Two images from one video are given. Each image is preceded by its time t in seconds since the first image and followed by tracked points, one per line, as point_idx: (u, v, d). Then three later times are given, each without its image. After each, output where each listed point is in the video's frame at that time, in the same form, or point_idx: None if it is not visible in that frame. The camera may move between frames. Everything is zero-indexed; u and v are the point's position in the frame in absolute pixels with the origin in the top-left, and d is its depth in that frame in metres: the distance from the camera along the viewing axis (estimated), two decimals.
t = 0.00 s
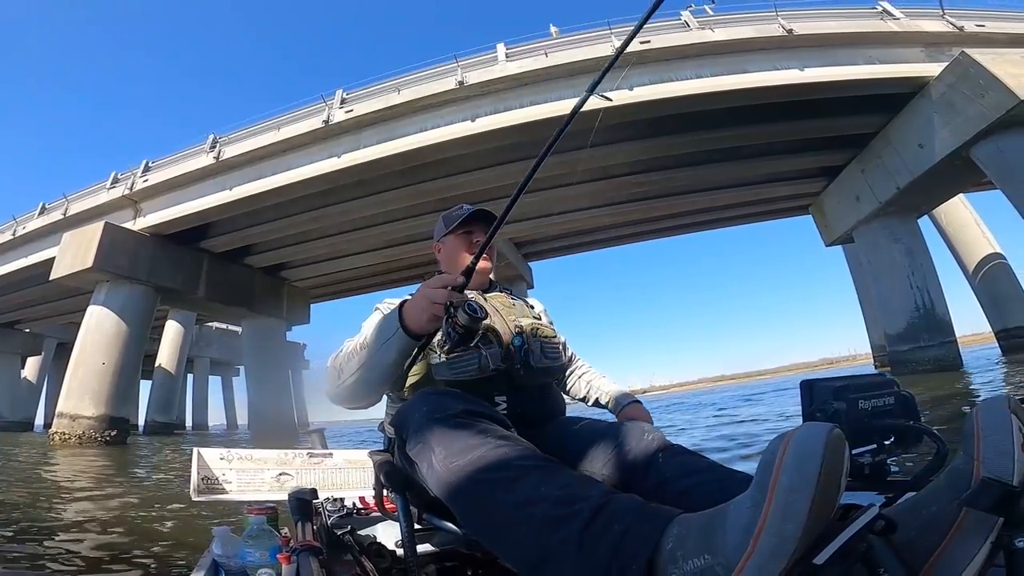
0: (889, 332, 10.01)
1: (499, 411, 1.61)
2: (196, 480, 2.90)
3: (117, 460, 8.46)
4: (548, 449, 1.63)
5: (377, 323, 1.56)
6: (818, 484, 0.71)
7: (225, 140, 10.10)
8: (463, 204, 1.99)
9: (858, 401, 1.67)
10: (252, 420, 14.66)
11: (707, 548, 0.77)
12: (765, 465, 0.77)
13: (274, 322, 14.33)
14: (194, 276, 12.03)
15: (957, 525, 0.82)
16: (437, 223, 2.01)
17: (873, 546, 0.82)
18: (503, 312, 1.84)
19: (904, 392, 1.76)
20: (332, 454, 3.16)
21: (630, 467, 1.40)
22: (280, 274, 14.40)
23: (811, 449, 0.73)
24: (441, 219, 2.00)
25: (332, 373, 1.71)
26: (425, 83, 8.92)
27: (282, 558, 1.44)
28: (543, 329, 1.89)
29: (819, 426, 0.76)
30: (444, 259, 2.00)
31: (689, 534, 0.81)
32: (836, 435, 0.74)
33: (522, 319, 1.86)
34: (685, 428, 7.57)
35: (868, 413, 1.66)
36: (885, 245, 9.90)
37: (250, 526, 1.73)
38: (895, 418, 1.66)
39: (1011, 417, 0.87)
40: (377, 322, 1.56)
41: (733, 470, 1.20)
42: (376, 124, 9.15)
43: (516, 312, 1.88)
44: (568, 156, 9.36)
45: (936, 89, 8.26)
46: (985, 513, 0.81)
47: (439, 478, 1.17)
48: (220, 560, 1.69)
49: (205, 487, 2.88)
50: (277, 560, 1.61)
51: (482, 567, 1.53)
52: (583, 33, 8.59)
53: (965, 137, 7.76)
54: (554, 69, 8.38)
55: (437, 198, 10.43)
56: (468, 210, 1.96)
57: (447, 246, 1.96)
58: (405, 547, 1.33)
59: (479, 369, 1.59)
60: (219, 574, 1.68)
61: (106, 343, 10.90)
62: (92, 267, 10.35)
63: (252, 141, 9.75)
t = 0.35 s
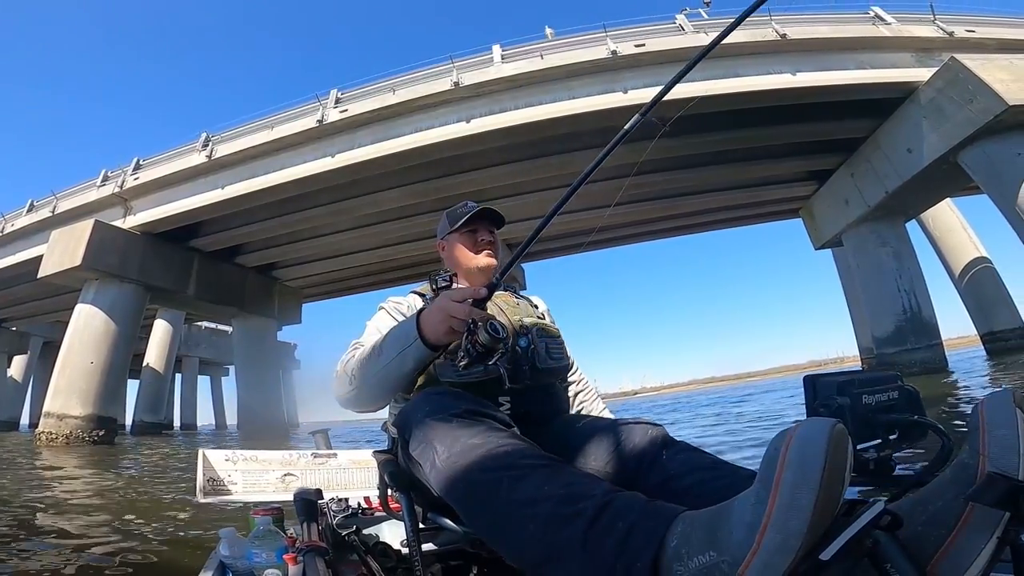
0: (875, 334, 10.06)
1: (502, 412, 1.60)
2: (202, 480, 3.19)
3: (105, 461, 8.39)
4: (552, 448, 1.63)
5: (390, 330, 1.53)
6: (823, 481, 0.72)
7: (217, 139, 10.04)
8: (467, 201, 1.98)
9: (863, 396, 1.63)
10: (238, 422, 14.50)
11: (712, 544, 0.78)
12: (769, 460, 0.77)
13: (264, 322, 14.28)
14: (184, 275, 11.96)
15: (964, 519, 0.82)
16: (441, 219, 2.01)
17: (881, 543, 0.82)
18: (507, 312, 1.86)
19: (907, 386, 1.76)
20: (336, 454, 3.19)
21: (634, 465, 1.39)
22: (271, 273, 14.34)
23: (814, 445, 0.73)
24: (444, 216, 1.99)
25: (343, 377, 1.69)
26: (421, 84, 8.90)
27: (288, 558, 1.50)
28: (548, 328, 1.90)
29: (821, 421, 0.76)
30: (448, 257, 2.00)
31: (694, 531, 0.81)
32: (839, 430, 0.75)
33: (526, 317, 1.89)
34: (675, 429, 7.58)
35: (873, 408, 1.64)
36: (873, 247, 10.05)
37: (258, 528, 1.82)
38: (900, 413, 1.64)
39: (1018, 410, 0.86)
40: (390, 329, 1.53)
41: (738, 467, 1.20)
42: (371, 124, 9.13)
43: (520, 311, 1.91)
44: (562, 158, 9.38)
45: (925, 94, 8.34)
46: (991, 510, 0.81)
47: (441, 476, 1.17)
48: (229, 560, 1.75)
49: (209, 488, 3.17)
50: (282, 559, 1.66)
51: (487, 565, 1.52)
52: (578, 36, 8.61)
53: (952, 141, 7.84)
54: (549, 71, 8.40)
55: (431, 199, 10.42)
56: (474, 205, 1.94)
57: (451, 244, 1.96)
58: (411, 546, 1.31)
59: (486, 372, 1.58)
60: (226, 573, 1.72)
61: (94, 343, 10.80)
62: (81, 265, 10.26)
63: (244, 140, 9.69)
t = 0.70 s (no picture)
0: (862, 337, 10.20)
1: (501, 415, 1.57)
2: (201, 480, 2.98)
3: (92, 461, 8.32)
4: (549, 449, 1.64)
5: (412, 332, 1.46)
6: (824, 483, 0.72)
7: (209, 138, 9.97)
8: (458, 201, 1.96)
9: (864, 399, 1.66)
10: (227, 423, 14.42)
11: (710, 549, 0.78)
12: (770, 463, 0.78)
13: (255, 322, 14.21)
14: (173, 275, 11.88)
15: (965, 524, 0.83)
16: (434, 221, 2.00)
17: (878, 546, 0.82)
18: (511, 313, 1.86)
19: (907, 390, 1.78)
20: (336, 454, 3.26)
21: (634, 469, 1.40)
22: (262, 273, 14.26)
23: (815, 450, 0.74)
24: (436, 218, 1.99)
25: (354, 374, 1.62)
26: (415, 85, 8.90)
27: (287, 558, 1.52)
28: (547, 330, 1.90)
29: (823, 424, 0.76)
30: (443, 258, 1.99)
31: (691, 533, 0.81)
32: (841, 433, 0.75)
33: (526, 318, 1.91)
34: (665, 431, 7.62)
35: (874, 411, 1.66)
36: (861, 253, 10.18)
37: (256, 528, 1.82)
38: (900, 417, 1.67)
39: (1020, 415, 0.86)
40: (414, 330, 1.46)
41: (737, 470, 1.20)
42: (365, 125, 9.11)
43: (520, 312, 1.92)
44: (555, 160, 9.43)
45: (913, 99, 8.43)
46: (993, 513, 0.81)
47: (437, 476, 1.16)
48: (228, 559, 1.74)
49: (210, 488, 2.97)
50: (282, 558, 1.67)
51: (485, 567, 1.52)
52: (573, 39, 8.65)
53: (939, 147, 7.95)
54: (543, 74, 8.43)
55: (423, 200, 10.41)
56: (466, 206, 1.94)
57: (445, 246, 1.95)
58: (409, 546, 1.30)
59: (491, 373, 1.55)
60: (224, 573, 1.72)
61: (82, 342, 10.70)
62: (69, 264, 10.14)
63: (236, 139, 9.64)
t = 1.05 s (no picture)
0: (850, 340, 10.28)
1: (502, 417, 1.54)
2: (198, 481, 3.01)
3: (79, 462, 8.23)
4: (552, 449, 1.61)
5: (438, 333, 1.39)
6: (827, 483, 0.72)
7: (200, 136, 9.90)
8: (458, 200, 1.96)
9: (861, 399, 1.65)
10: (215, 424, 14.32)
11: (711, 547, 0.78)
12: (772, 463, 0.78)
13: (244, 323, 14.14)
14: (161, 274, 11.79)
15: (961, 523, 0.83)
16: (433, 219, 2.01)
17: (877, 546, 0.83)
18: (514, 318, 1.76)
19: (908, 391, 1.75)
20: (334, 454, 3.27)
21: (636, 469, 1.39)
22: (252, 273, 14.16)
23: (819, 450, 0.74)
24: (435, 216, 1.99)
25: (363, 373, 1.53)
26: (409, 85, 8.89)
27: (284, 559, 1.53)
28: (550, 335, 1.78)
29: (827, 425, 0.76)
30: (443, 258, 2.00)
31: (692, 531, 0.81)
32: (845, 434, 0.75)
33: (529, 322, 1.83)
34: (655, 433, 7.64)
35: (871, 412, 1.65)
36: (849, 256, 10.32)
37: (253, 527, 1.83)
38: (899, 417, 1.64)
39: (1018, 415, 0.87)
40: (439, 332, 1.38)
41: (736, 470, 1.21)
42: (358, 125, 9.08)
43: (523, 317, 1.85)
44: (548, 162, 9.45)
45: (903, 104, 8.51)
46: (988, 513, 0.82)
47: (436, 475, 1.16)
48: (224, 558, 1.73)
49: (207, 488, 3.00)
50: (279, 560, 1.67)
51: (483, 566, 1.53)
52: (568, 41, 8.68)
53: (928, 152, 8.03)
54: (537, 75, 8.44)
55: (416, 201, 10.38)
56: (469, 207, 1.93)
57: (445, 245, 1.96)
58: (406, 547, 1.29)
59: (499, 375, 1.49)
60: None
61: (68, 341, 10.58)
62: (56, 263, 10.03)
63: (228, 138, 9.58)
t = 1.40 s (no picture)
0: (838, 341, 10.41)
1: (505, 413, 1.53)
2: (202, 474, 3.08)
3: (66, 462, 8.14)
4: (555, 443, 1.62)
5: (442, 323, 1.34)
6: (834, 481, 0.72)
7: (191, 134, 9.83)
8: (465, 193, 1.96)
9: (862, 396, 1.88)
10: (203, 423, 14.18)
11: (712, 541, 0.79)
12: (777, 458, 0.78)
13: (234, 322, 14.09)
14: (151, 272, 11.71)
15: (961, 522, 0.84)
16: (440, 211, 2.00)
17: (878, 543, 0.84)
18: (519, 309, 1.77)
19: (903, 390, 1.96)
20: (337, 447, 3.34)
21: (637, 464, 1.39)
22: (243, 272, 14.07)
23: (826, 446, 0.73)
24: (442, 210, 1.99)
25: (369, 368, 1.49)
26: (402, 85, 8.88)
27: (287, 552, 1.54)
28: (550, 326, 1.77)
29: (835, 421, 0.75)
30: (448, 251, 1.99)
31: (694, 525, 0.82)
32: (853, 431, 0.74)
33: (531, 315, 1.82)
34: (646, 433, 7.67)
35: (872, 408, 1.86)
36: (836, 259, 10.37)
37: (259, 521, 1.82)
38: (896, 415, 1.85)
39: (1020, 413, 0.88)
40: (444, 322, 1.33)
41: (738, 465, 1.22)
42: (351, 124, 9.06)
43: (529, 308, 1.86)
44: (541, 162, 9.47)
45: (890, 107, 8.57)
46: (989, 511, 0.83)
47: (437, 466, 1.16)
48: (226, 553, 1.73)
49: (211, 482, 3.09)
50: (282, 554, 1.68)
51: (484, 561, 1.53)
52: (562, 42, 8.72)
53: (915, 155, 8.10)
54: (531, 76, 8.45)
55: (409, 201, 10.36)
56: (476, 200, 1.93)
57: (451, 238, 1.95)
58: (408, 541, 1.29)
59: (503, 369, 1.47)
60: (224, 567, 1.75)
61: (55, 339, 10.47)
62: (43, 260, 9.92)
63: (220, 136, 9.52)
